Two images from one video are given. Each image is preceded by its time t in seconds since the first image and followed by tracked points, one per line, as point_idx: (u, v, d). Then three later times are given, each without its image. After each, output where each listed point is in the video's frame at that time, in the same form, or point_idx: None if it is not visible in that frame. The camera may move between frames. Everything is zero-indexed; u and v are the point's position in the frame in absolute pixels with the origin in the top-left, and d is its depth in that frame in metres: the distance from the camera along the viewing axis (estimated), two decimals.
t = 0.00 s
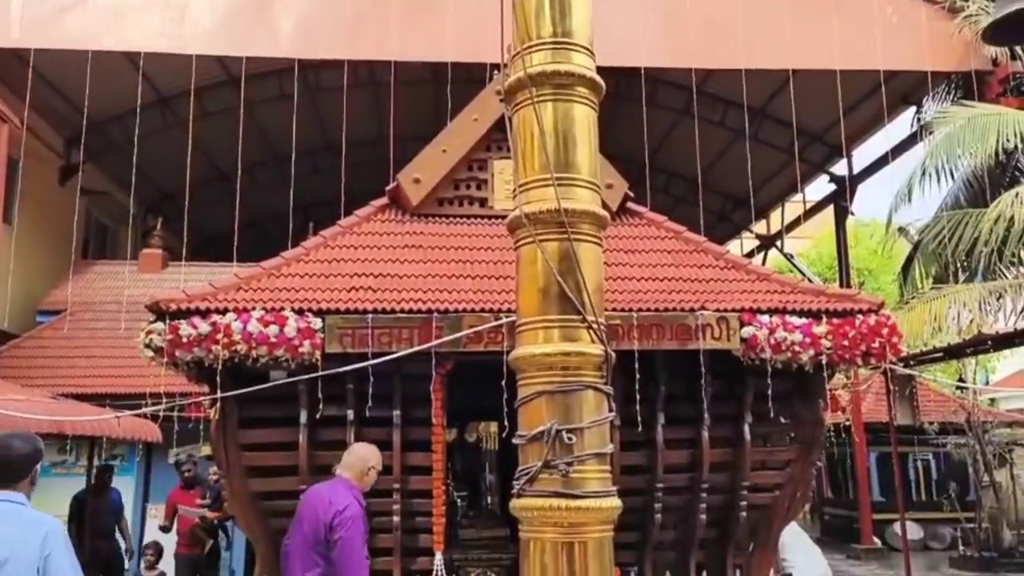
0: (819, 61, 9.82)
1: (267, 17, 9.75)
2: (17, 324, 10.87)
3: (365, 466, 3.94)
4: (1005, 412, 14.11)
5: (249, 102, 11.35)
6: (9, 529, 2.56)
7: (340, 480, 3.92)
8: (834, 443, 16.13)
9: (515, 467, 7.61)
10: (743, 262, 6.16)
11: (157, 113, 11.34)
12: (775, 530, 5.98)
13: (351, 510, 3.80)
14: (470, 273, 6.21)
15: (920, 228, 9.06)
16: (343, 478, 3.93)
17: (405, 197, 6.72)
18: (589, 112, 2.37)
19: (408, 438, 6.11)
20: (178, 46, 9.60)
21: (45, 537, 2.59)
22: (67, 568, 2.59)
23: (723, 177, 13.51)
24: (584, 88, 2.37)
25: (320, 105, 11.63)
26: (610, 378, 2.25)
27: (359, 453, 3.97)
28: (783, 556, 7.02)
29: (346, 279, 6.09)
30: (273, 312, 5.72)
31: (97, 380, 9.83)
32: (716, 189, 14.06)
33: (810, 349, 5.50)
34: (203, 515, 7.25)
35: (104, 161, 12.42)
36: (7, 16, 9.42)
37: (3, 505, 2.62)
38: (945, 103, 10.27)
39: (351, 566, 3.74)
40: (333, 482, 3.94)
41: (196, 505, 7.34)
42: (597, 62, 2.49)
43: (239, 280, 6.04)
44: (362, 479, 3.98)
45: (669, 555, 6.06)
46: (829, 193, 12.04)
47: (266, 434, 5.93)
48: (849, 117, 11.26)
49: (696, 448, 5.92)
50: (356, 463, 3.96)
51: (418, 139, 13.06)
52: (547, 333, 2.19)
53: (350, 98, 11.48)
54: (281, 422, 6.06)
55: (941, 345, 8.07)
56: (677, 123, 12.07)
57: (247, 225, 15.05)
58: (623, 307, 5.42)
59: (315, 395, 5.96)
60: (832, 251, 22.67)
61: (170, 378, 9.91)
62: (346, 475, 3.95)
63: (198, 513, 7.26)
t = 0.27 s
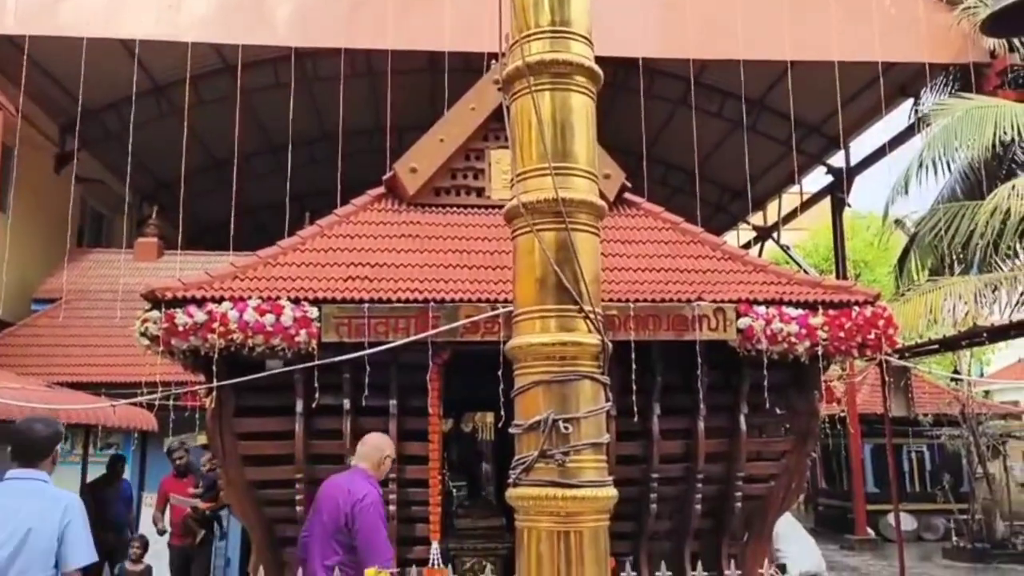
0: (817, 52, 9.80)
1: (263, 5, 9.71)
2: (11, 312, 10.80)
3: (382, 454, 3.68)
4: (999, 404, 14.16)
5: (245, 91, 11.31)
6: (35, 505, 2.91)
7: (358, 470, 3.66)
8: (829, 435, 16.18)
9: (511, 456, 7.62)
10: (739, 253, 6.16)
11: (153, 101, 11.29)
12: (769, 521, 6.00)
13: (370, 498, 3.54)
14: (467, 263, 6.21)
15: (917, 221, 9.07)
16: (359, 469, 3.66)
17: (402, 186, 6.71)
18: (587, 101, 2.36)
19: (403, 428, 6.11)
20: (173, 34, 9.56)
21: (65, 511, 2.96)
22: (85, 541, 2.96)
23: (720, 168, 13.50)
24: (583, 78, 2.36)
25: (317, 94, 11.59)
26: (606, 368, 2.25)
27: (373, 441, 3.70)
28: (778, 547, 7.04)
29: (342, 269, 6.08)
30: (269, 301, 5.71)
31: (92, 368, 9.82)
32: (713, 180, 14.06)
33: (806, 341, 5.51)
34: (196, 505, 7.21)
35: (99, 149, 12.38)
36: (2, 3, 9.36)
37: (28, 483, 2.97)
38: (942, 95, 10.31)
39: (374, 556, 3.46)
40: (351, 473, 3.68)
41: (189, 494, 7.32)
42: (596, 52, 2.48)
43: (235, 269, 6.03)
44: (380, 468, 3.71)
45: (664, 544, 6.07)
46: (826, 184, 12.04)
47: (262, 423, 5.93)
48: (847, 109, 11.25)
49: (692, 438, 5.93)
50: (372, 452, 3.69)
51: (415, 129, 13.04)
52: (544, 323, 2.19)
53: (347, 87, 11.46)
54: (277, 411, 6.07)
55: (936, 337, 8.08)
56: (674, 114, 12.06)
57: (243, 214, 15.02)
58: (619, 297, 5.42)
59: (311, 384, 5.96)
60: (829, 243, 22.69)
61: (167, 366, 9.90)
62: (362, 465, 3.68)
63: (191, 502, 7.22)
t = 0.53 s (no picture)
0: (821, 40, 9.76)
1: None
2: (15, 298, 10.87)
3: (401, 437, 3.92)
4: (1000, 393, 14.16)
5: (247, 77, 11.28)
6: (63, 495, 3.11)
7: (379, 454, 3.87)
8: (830, 423, 16.19)
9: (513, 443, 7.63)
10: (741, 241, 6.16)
11: (155, 88, 11.28)
12: (770, 508, 6.02)
13: (397, 475, 3.76)
14: (469, 250, 6.20)
15: (920, 210, 9.06)
16: (381, 453, 3.88)
17: (404, 173, 6.70)
18: (590, 85, 2.34)
19: (405, 414, 6.12)
20: (174, 20, 9.53)
21: (91, 499, 3.14)
22: (109, 528, 3.16)
23: (723, 156, 13.48)
24: (585, 62, 2.35)
25: (318, 81, 11.57)
26: (609, 354, 2.25)
27: (391, 426, 3.94)
28: (778, 534, 7.05)
29: (345, 255, 6.08)
30: (271, 287, 5.71)
31: (95, 355, 9.83)
32: (716, 169, 14.03)
33: (809, 329, 5.50)
34: (198, 494, 7.19)
35: (101, 136, 12.38)
36: None
37: (59, 472, 3.16)
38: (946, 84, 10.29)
39: (405, 529, 3.70)
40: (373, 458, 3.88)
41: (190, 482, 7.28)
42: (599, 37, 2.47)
43: (237, 255, 6.03)
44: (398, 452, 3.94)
45: (665, 531, 6.09)
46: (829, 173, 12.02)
47: (264, 409, 5.95)
48: (851, 97, 11.22)
49: (693, 426, 5.94)
50: (392, 436, 3.92)
51: (417, 116, 13.01)
52: (547, 308, 2.19)
53: (349, 74, 11.43)
54: (280, 397, 6.08)
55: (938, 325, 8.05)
56: (677, 102, 12.03)
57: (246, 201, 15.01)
58: (621, 284, 5.42)
59: (313, 370, 5.97)
60: (832, 232, 22.64)
61: (170, 353, 9.92)
62: (383, 449, 3.90)
63: (192, 492, 7.19)
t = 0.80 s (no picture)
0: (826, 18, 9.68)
1: None
2: (18, 277, 10.87)
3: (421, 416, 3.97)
4: (1001, 373, 14.19)
5: (248, 57, 11.24)
6: (107, 464, 3.32)
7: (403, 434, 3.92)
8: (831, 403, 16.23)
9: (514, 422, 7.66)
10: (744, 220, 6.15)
11: (156, 67, 11.23)
12: (771, 486, 6.04)
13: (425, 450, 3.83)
14: (471, 229, 6.20)
15: (923, 189, 9.04)
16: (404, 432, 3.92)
17: (406, 152, 6.69)
18: (593, 61, 2.33)
19: (408, 392, 6.14)
20: None
21: (132, 468, 3.36)
22: (149, 494, 3.38)
23: (726, 136, 13.43)
24: (588, 37, 2.33)
25: (320, 61, 11.53)
26: (611, 329, 2.25)
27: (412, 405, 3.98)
28: (778, 513, 7.08)
29: (347, 234, 6.08)
30: (274, 266, 5.71)
31: (99, 335, 9.85)
32: (719, 149, 13.98)
33: (811, 308, 5.50)
34: (197, 472, 7.21)
35: (103, 116, 12.34)
36: None
37: (100, 442, 3.36)
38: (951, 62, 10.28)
39: (433, 502, 3.71)
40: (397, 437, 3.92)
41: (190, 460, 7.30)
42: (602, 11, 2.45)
43: (240, 234, 6.03)
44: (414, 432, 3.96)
45: (666, 509, 6.12)
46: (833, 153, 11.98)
47: (267, 387, 5.96)
48: (855, 77, 11.18)
49: (695, 405, 5.95)
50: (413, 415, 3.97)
51: (419, 96, 12.98)
52: (549, 284, 2.19)
53: (351, 54, 11.38)
54: (283, 375, 6.10)
55: (941, 306, 8.09)
56: (681, 82, 11.97)
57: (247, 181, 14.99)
58: (624, 263, 5.42)
59: (316, 349, 5.98)
60: (834, 212, 22.60)
61: (173, 332, 9.95)
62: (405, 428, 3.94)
63: (191, 469, 7.21)
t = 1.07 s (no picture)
0: None
1: None
2: (20, 252, 10.85)
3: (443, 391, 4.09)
4: (1003, 348, 14.19)
5: (248, 30, 11.17)
6: (135, 435, 3.49)
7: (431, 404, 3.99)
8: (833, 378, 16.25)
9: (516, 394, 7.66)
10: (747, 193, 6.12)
11: (155, 41, 11.16)
12: (771, 459, 6.06)
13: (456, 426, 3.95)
14: (473, 202, 6.19)
15: (927, 164, 8.99)
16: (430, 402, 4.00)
17: (408, 125, 6.65)
18: (595, 27, 2.29)
19: (410, 364, 6.15)
20: None
21: (159, 439, 3.54)
22: (174, 463, 3.56)
23: (729, 110, 13.36)
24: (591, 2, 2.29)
25: (320, 34, 11.45)
26: (614, 298, 2.25)
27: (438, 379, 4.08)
28: (778, 486, 7.10)
29: (349, 206, 6.06)
30: (275, 239, 5.70)
31: (101, 309, 9.87)
32: (722, 123, 13.91)
33: (813, 281, 5.48)
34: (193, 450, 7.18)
35: (102, 90, 12.28)
36: None
37: (128, 413, 3.53)
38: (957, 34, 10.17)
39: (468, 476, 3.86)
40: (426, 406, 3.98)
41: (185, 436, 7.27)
42: None
43: (241, 207, 6.01)
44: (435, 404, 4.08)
45: (667, 482, 6.14)
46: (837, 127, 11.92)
47: (269, 359, 5.97)
48: (860, 50, 11.08)
49: (697, 377, 5.95)
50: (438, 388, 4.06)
51: (420, 70, 12.90)
52: (550, 253, 2.18)
53: (351, 27, 11.30)
54: (284, 347, 6.10)
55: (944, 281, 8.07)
56: (684, 55, 11.89)
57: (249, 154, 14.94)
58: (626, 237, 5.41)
59: (318, 322, 5.98)
60: (838, 186, 22.50)
61: (175, 306, 9.95)
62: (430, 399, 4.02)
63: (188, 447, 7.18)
